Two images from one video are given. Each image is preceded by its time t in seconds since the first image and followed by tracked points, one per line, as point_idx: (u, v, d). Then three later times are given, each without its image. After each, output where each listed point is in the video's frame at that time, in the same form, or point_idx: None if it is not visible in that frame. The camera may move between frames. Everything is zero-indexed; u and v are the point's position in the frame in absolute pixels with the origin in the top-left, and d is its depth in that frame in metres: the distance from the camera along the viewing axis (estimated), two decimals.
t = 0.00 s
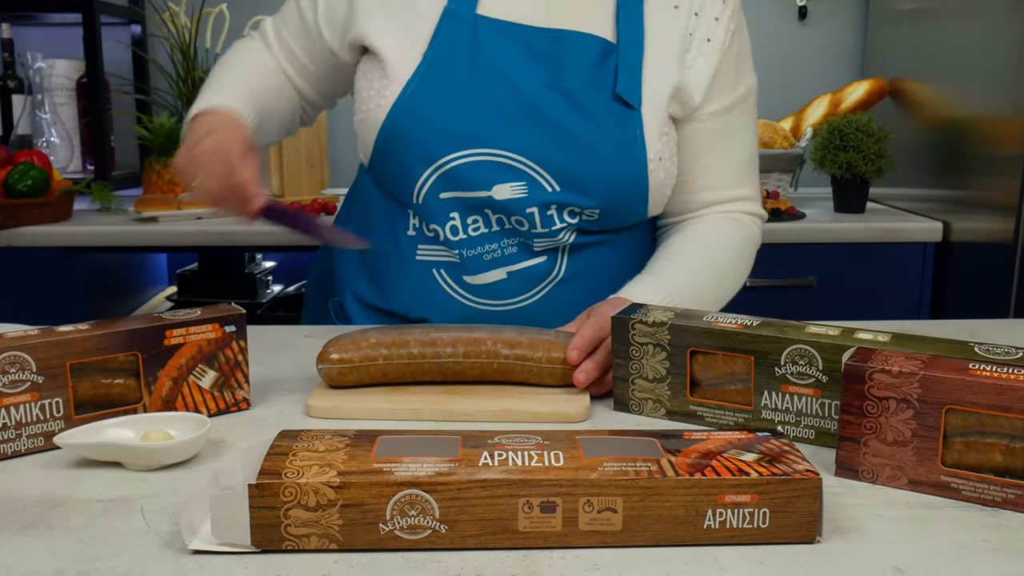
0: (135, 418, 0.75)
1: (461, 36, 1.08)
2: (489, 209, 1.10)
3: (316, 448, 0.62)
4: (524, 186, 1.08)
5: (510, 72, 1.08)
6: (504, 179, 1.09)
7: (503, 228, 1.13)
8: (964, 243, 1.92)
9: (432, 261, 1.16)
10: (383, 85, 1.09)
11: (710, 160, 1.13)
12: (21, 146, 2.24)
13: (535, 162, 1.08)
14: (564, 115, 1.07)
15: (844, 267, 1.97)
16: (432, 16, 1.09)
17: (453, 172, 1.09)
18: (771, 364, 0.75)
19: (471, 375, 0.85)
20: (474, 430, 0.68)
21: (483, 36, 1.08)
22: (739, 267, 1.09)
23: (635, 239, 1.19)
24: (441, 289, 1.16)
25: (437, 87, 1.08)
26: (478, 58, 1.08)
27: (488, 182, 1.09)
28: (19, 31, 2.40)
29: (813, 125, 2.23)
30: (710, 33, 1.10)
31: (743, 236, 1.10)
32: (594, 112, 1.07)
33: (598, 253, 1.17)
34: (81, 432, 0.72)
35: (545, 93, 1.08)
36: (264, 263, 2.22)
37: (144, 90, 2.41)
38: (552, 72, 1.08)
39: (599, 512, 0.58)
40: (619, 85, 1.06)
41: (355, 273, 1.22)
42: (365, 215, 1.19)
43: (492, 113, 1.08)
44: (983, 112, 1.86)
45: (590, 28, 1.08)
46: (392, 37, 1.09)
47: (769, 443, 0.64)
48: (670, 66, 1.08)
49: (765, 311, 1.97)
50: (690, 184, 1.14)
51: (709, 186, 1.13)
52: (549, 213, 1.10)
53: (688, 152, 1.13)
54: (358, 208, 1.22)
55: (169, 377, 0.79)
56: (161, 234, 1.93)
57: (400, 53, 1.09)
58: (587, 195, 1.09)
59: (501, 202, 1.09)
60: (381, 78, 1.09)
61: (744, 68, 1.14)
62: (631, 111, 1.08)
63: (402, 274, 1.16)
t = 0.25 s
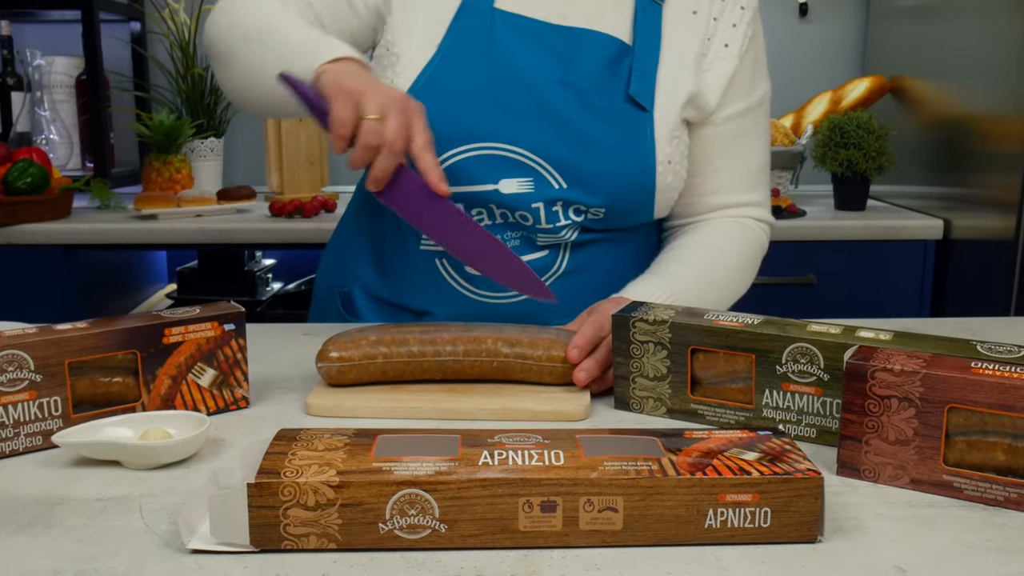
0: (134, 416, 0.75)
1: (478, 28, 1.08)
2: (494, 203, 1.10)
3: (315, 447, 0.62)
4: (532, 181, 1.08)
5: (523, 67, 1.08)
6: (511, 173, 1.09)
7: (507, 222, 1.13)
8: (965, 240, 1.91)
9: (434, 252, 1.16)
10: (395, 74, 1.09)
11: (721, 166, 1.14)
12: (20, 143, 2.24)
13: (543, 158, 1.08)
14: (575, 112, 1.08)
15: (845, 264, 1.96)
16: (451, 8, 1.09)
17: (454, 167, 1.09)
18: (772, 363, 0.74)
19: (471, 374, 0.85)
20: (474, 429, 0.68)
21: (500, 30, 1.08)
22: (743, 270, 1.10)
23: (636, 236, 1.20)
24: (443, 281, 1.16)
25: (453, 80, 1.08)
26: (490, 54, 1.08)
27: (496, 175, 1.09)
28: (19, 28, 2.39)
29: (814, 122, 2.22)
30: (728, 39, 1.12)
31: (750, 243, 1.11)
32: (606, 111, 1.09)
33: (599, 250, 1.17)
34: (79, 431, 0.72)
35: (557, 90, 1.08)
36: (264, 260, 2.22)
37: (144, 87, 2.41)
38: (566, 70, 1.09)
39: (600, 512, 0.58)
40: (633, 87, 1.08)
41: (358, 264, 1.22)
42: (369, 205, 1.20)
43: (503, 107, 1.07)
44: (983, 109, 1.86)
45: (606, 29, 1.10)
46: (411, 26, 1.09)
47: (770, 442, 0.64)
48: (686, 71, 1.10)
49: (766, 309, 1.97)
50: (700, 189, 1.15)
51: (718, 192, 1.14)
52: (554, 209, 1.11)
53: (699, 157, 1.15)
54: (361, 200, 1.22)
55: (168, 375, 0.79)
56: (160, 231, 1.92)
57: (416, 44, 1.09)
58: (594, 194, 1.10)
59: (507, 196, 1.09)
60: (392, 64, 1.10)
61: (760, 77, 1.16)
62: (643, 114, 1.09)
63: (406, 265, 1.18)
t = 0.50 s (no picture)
0: (133, 416, 0.75)
1: (500, 24, 1.08)
2: (510, 200, 1.10)
3: (313, 447, 0.61)
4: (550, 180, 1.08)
5: (546, 65, 1.08)
6: (529, 171, 1.09)
7: (522, 221, 1.13)
8: (966, 238, 1.91)
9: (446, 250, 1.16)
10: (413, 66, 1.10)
11: (729, 167, 1.15)
12: (19, 141, 2.23)
13: (562, 157, 1.08)
14: (596, 111, 1.08)
15: (845, 262, 1.96)
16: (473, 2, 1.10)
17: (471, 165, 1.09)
18: (774, 361, 0.74)
19: (471, 372, 0.84)
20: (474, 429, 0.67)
21: (524, 27, 1.09)
22: (746, 273, 1.10)
23: (647, 237, 1.20)
24: (454, 278, 1.16)
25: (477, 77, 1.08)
26: (514, 50, 1.08)
27: (513, 173, 1.09)
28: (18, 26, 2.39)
29: (814, 120, 2.21)
30: (745, 40, 1.12)
31: (755, 244, 1.11)
32: (625, 111, 1.09)
33: (611, 251, 1.18)
34: (78, 430, 0.72)
35: (579, 88, 1.08)
36: (264, 258, 2.22)
37: (143, 85, 2.40)
38: (587, 69, 1.09)
39: (600, 511, 0.58)
40: (654, 88, 1.08)
41: (370, 262, 1.22)
42: (381, 199, 1.21)
43: (523, 104, 1.08)
44: (984, 106, 1.85)
45: (626, 30, 1.11)
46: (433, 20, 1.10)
47: (772, 441, 0.64)
48: (704, 71, 1.09)
49: (766, 307, 1.96)
50: (708, 190, 1.15)
51: (726, 193, 1.15)
52: (571, 209, 1.11)
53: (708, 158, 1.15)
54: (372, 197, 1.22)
55: (167, 374, 0.78)
56: (160, 229, 1.92)
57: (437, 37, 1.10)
58: (611, 194, 1.10)
59: (524, 194, 1.10)
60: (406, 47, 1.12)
61: (773, 79, 1.16)
62: (662, 115, 1.09)
63: (417, 262, 1.18)
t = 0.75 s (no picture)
0: (132, 414, 0.74)
1: (509, 20, 1.08)
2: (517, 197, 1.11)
3: (312, 446, 0.61)
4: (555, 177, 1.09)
5: (555, 62, 1.08)
6: (535, 168, 1.10)
7: (527, 219, 1.14)
8: (967, 235, 1.90)
9: (450, 247, 1.16)
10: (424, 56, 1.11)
11: (734, 167, 1.14)
12: (19, 139, 2.23)
13: (567, 155, 1.09)
14: (603, 109, 1.08)
15: (846, 260, 1.96)
16: None
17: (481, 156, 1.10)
18: (775, 360, 0.74)
19: (471, 371, 0.84)
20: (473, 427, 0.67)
21: (534, 22, 1.08)
22: (749, 272, 1.09)
23: (653, 236, 1.20)
24: (458, 275, 1.16)
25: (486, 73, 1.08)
26: (524, 45, 1.08)
27: (519, 170, 1.10)
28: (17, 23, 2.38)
29: (815, 118, 2.21)
30: (753, 39, 1.11)
31: (758, 244, 1.11)
32: (633, 110, 1.08)
33: (616, 250, 1.18)
34: (76, 429, 0.71)
35: (588, 87, 1.08)
36: (263, 255, 2.21)
37: (142, 82, 2.40)
38: (596, 66, 1.09)
39: (601, 511, 0.57)
40: (663, 88, 1.08)
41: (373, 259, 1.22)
42: (381, 197, 1.21)
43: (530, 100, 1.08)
44: (985, 103, 1.85)
45: (636, 27, 1.10)
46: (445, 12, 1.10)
47: (773, 441, 0.64)
48: (711, 70, 1.09)
49: (767, 304, 1.96)
50: (712, 190, 1.15)
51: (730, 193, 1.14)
52: (576, 208, 1.12)
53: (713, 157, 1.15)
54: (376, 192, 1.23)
55: (165, 373, 0.78)
56: (159, 227, 1.92)
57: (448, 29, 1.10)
58: (617, 193, 1.10)
59: (530, 191, 1.11)
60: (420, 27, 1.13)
61: (780, 80, 1.15)
62: (670, 114, 1.09)
63: (420, 259, 1.18)
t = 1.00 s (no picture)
0: (129, 413, 0.74)
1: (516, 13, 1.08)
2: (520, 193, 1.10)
3: (311, 444, 0.61)
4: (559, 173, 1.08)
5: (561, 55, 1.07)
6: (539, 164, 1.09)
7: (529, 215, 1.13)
8: (967, 232, 1.90)
9: (450, 242, 1.15)
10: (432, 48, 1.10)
11: (735, 165, 1.14)
12: (18, 135, 2.22)
13: (571, 150, 1.09)
14: (609, 105, 1.07)
15: (846, 257, 1.95)
16: None
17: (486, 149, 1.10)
18: (776, 358, 0.73)
19: (471, 369, 0.84)
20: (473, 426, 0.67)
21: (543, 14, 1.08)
22: (750, 270, 1.08)
23: (652, 235, 1.20)
24: (457, 271, 1.16)
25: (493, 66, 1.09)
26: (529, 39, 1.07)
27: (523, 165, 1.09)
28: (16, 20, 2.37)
29: (815, 114, 2.20)
30: (757, 37, 1.11)
31: (759, 242, 1.10)
32: (639, 106, 1.08)
33: (616, 248, 1.17)
34: (74, 428, 0.71)
35: (593, 80, 1.07)
36: (263, 253, 2.21)
37: (141, 79, 2.39)
38: (603, 61, 1.08)
39: (601, 510, 0.57)
40: (670, 83, 1.07)
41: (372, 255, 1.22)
42: (383, 193, 1.21)
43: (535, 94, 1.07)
44: (985, 99, 1.84)
45: (643, 22, 1.10)
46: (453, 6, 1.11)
47: (775, 439, 0.63)
48: (716, 67, 1.09)
49: (767, 301, 1.96)
50: (713, 188, 1.14)
51: (731, 191, 1.14)
52: (578, 204, 1.11)
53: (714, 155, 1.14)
54: (376, 187, 1.22)
55: (164, 371, 0.78)
56: (158, 224, 1.91)
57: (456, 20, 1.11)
58: (620, 189, 1.10)
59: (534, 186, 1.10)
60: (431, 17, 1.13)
61: (783, 78, 1.15)
62: (675, 111, 1.08)
63: (419, 254, 1.17)
